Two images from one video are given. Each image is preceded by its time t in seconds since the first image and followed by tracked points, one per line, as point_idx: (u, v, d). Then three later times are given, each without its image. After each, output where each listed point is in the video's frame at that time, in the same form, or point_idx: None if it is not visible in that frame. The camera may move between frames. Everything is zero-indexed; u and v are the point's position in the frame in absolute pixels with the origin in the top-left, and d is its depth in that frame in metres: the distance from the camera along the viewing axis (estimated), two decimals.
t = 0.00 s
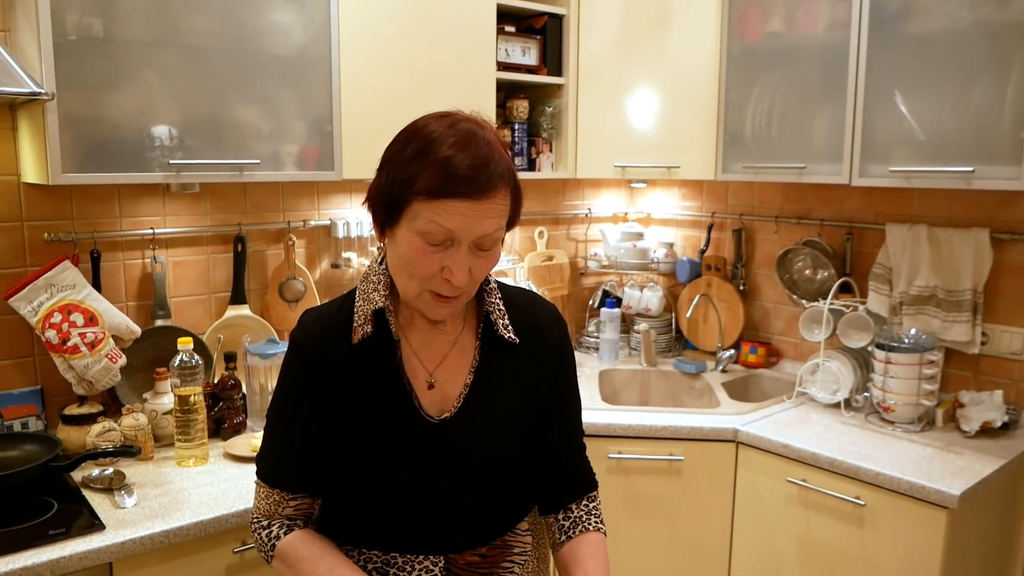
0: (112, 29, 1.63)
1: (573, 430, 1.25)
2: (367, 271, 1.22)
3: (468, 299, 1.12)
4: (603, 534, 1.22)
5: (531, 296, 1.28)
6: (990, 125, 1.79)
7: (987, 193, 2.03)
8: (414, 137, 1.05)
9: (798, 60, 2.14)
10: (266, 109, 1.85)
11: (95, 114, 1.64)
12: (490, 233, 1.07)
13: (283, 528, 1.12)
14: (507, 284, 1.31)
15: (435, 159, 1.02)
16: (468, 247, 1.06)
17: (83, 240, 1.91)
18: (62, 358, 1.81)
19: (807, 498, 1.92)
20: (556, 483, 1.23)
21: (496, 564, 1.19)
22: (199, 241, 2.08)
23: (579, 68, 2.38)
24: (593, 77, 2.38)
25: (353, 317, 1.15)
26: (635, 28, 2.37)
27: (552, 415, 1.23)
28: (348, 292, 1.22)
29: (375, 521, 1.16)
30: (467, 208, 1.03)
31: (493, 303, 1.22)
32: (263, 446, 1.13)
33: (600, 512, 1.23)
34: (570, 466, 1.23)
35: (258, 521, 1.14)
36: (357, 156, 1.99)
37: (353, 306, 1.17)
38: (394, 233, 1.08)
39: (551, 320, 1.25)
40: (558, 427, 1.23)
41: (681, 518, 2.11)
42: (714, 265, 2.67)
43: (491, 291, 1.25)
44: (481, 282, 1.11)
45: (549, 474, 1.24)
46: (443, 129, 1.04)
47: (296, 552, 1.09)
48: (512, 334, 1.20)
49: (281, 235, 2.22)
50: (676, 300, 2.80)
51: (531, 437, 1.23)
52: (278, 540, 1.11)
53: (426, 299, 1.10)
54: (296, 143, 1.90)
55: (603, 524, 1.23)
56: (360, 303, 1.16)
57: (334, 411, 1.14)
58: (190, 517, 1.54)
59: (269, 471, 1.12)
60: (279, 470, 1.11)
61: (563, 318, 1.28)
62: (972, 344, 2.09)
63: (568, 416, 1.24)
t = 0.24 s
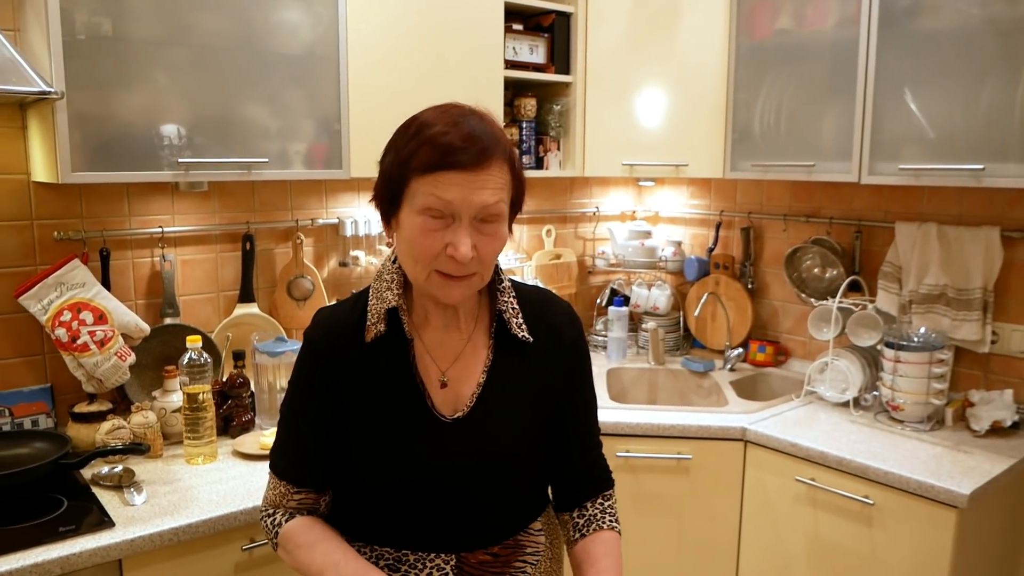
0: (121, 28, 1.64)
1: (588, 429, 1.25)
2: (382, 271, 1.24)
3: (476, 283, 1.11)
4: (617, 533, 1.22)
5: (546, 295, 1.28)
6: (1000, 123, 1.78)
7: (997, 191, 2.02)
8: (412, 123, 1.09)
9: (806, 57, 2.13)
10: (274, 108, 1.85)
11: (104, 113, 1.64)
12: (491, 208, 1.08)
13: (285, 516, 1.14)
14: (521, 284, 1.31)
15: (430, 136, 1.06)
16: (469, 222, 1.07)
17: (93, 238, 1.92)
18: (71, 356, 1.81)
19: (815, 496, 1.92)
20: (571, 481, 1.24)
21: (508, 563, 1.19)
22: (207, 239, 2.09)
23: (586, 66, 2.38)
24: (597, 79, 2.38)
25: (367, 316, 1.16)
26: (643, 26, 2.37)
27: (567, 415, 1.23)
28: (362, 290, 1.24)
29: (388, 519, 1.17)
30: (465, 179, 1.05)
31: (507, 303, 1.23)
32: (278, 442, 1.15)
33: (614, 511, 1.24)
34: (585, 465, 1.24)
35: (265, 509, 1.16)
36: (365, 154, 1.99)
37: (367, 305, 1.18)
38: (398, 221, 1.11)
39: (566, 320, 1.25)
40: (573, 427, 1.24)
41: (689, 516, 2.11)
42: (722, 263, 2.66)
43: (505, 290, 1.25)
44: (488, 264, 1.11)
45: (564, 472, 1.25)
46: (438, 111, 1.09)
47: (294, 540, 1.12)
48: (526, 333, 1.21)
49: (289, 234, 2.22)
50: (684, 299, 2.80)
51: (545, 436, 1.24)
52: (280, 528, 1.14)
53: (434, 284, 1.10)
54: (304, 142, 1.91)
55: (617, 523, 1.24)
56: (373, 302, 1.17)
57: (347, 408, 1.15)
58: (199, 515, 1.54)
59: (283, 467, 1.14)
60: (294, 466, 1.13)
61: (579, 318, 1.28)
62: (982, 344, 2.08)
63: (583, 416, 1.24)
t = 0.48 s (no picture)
0: (128, 27, 1.64)
1: (608, 428, 1.25)
2: (401, 269, 1.25)
3: (491, 277, 1.11)
4: (634, 533, 1.22)
5: (567, 294, 1.28)
6: (1009, 120, 1.77)
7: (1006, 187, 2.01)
8: (420, 119, 1.11)
9: (813, 54, 2.12)
10: (280, 106, 1.85)
11: (111, 111, 1.64)
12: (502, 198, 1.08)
13: (305, 513, 1.15)
14: (542, 283, 1.31)
15: (438, 129, 1.07)
16: (480, 213, 1.08)
17: (100, 236, 1.92)
18: (79, 353, 1.82)
19: (822, 495, 1.91)
20: (591, 479, 1.24)
21: (527, 562, 1.18)
22: (214, 237, 2.09)
23: (593, 63, 2.40)
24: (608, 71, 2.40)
25: (386, 312, 1.17)
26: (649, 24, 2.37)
27: (586, 414, 1.23)
28: (381, 289, 1.24)
29: (407, 516, 1.16)
30: (474, 170, 1.06)
31: (526, 301, 1.23)
32: (298, 438, 1.16)
33: (633, 511, 1.24)
34: (605, 464, 1.24)
35: (288, 507, 1.17)
36: (371, 152, 1.99)
37: (386, 302, 1.19)
38: (411, 217, 1.12)
39: (586, 318, 1.25)
40: (593, 425, 1.24)
41: (696, 515, 2.10)
42: (729, 261, 2.65)
43: (525, 288, 1.25)
44: (503, 257, 1.11)
45: (584, 471, 1.25)
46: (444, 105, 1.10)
47: (311, 537, 1.12)
48: (545, 332, 1.21)
49: (296, 231, 2.22)
50: (691, 296, 2.79)
51: (565, 435, 1.23)
52: (300, 524, 1.14)
53: (450, 279, 1.11)
54: (311, 140, 1.91)
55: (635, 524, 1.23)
56: (392, 299, 1.18)
57: (366, 405, 1.15)
58: (206, 512, 1.54)
59: (303, 463, 1.14)
60: (314, 462, 1.14)
61: (600, 317, 1.28)
62: (991, 342, 2.07)
63: (604, 414, 1.24)
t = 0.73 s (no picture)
0: (131, 25, 1.64)
1: (630, 426, 1.23)
2: (424, 268, 1.24)
3: (511, 279, 1.10)
4: (649, 533, 1.21)
5: (590, 292, 1.27)
6: (1013, 118, 1.76)
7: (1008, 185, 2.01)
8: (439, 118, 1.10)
9: (816, 52, 2.12)
10: (283, 104, 1.85)
11: (114, 109, 1.64)
12: (520, 199, 1.07)
13: (330, 518, 1.14)
14: (565, 281, 1.30)
15: (456, 130, 1.06)
16: (498, 215, 1.07)
17: (103, 234, 1.92)
18: (82, 352, 1.82)
19: (825, 494, 1.91)
20: (612, 479, 1.23)
21: (549, 562, 1.18)
22: (217, 235, 2.09)
23: (596, 59, 2.37)
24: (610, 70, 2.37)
25: (409, 312, 1.17)
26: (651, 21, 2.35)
27: (609, 414, 1.22)
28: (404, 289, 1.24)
29: (429, 515, 1.16)
30: (492, 171, 1.05)
31: (549, 300, 1.22)
32: (322, 438, 1.15)
33: (650, 511, 1.22)
34: (625, 464, 1.22)
35: (312, 509, 1.16)
36: (374, 150, 1.99)
37: (409, 301, 1.18)
38: (431, 219, 1.11)
39: (609, 316, 1.24)
40: (616, 424, 1.22)
41: (699, 513, 2.10)
42: (732, 259, 2.65)
43: (548, 287, 1.24)
44: (523, 258, 1.10)
45: (605, 471, 1.23)
46: (463, 104, 1.09)
47: (333, 544, 1.12)
48: (569, 331, 1.20)
49: (299, 230, 2.22)
50: (694, 295, 2.79)
51: (588, 434, 1.22)
52: (324, 529, 1.13)
53: (469, 280, 1.10)
54: (313, 138, 1.91)
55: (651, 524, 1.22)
56: (415, 298, 1.18)
57: (390, 405, 1.15)
58: (208, 510, 1.55)
59: (327, 462, 1.14)
60: (338, 462, 1.13)
61: (623, 315, 1.26)
62: (994, 340, 2.07)
63: (626, 413, 1.23)
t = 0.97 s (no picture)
0: (130, 24, 1.64)
1: (651, 424, 1.21)
2: (444, 267, 1.20)
3: (533, 296, 1.08)
4: (661, 535, 1.17)
5: (609, 289, 1.24)
6: (1012, 117, 1.76)
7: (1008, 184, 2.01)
8: (461, 131, 1.03)
9: (816, 51, 2.12)
10: (283, 103, 1.85)
11: (113, 108, 1.64)
12: (543, 224, 1.03)
13: (356, 525, 1.10)
14: (583, 278, 1.27)
15: (477, 153, 1.00)
16: (521, 241, 1.03)
17: (103, 234, 1.92)
18: (82, 351, 1.82)
19: (825, 493, 1.91)
20: (630, 479, 1.19)
21: (572, 561, 1.16)
22: (216, 235, 2.09)
23: (596, 60, 2.34)
24: (610, 71, 2.35)
25: (432, 312, 1.13)
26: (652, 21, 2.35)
27: (630, 411, 1.19)
28: (425, 287, 1.20)
29: (453, 517, 1.13)
30: (514, 200, 1.00)
31: (572, 298, 1.19)
32: (344, 441, 1.11)
33: (664, 512, 1.18)
34: (643, 463, 1.19)
35: (337, 514, 1.12)
36: (373, 150, 1.99)
37: (432, 301, 1.15)
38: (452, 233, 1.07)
39: (631, 312, 1.22)
40: (638, 422, 1.20)
41: (700, 512, 2.10)
42: (733, 259, 2.66)
43: (569, 284, 1.21)
44: (545, 277, 1.07)
45: (623, 470, 1.20)
46: (486, 119, 1.02)
47: (358, 554, 1.07)
48: (592, 328, 1.17)
49: (299, 229, 2.22)
50: (695, 294, 2.79)
51: (609, 432, 1.20)
52: (349, 536, 1.09)
53: (490, 298, 1.07)
54: (313, 137, 1.90)
55: (664, 526, 1.18)
56: (438, 298, 1.14)
57: (413, 406, 1.11)
58: (208, 510, 1.55)
59: (349, 466, 1.10)
60: (362, 467, 1.09)
61: (643, 311, 1.24)
62: (994, 338, 2.07)
63: (647, 410, 1.20)
